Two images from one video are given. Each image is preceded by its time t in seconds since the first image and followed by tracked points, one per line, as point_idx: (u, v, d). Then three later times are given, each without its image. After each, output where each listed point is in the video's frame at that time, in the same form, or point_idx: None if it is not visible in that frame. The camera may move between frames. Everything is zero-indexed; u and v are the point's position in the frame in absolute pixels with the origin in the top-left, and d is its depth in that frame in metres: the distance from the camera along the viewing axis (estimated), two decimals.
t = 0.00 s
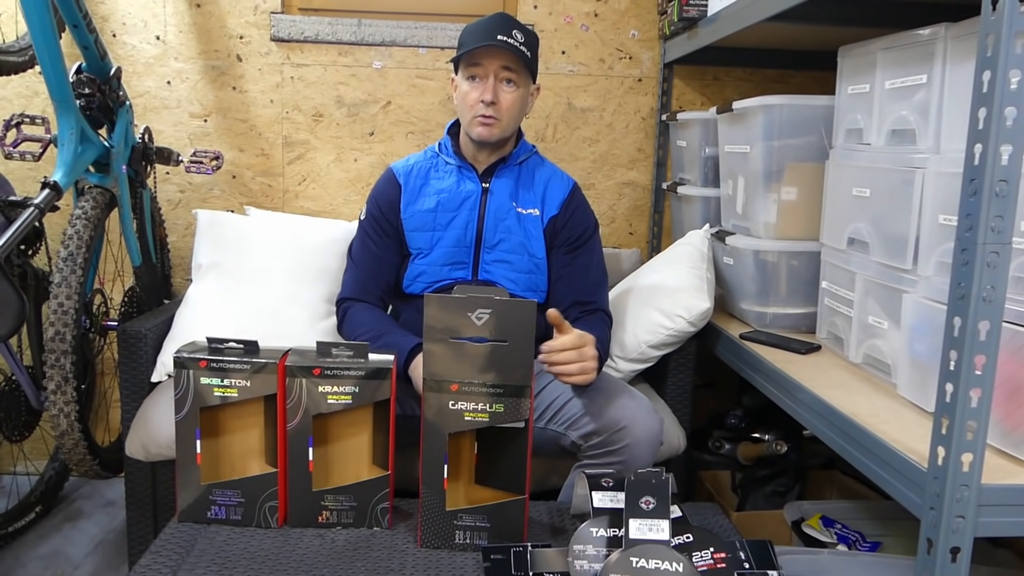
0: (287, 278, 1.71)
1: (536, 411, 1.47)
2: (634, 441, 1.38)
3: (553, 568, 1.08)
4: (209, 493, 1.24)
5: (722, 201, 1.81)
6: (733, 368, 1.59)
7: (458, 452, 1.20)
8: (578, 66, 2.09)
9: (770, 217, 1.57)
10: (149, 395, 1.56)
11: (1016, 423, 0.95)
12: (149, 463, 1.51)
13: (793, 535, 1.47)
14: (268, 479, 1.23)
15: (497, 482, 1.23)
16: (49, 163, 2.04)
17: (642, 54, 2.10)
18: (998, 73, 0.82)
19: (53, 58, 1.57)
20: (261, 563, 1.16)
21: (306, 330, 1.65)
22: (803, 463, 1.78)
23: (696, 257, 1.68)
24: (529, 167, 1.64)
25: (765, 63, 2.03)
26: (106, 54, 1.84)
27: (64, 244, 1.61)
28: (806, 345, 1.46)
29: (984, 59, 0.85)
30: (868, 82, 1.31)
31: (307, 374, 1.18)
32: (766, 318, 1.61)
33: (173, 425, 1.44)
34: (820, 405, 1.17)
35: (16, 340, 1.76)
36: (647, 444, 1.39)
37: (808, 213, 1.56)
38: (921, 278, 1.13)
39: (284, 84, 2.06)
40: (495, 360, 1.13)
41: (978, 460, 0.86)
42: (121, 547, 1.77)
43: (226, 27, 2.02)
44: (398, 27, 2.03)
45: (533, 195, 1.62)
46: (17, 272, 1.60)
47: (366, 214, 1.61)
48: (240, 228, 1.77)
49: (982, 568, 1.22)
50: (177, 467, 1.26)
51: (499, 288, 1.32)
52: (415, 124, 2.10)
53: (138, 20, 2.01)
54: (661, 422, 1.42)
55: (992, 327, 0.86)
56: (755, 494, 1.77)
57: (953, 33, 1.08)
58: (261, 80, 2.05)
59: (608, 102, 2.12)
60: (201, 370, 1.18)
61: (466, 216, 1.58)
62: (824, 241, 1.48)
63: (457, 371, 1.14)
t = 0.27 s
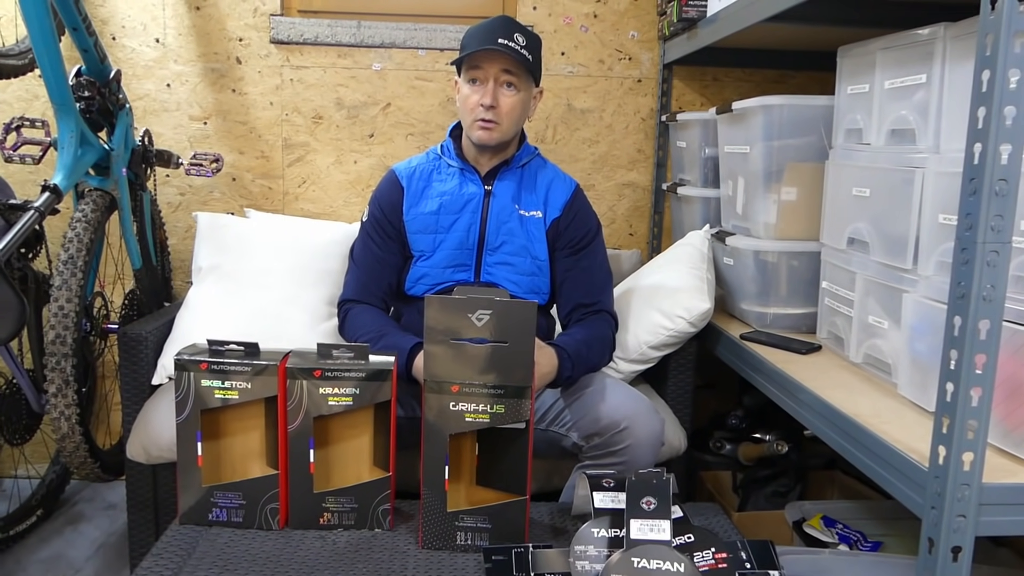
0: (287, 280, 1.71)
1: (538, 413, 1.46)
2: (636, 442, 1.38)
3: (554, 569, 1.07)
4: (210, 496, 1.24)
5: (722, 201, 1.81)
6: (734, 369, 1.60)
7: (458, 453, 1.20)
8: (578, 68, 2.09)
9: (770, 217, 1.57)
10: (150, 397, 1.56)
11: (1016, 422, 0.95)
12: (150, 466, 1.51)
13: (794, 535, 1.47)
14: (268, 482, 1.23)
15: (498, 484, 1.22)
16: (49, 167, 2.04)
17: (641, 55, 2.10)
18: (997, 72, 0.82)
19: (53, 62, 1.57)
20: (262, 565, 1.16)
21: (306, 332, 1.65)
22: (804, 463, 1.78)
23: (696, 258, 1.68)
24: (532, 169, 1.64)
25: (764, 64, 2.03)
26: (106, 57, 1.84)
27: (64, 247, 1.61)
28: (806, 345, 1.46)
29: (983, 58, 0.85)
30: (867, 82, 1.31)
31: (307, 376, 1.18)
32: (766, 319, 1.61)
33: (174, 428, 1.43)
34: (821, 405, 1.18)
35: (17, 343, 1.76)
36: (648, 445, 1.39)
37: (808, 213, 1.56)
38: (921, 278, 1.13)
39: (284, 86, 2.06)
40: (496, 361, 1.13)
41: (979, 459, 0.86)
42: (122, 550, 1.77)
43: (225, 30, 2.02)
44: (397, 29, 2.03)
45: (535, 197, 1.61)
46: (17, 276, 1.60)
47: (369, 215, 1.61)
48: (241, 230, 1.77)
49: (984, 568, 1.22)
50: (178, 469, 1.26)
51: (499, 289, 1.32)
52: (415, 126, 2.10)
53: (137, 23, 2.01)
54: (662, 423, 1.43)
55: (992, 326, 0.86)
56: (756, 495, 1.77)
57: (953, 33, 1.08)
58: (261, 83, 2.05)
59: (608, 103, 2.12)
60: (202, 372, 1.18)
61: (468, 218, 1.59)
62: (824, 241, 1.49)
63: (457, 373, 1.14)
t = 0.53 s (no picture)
0: (289, 282, 1.71)
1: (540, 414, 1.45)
2: (636, 445, 1.38)
3: (554, 571, 1.07)
4: (211, 497, 1.24)
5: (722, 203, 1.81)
6: (734, 371, 1.60)
7: (458, 455, 1.21)
8: (578, 69, 2.09)
9: (772, 220, 1.57)
10: (150, 398, 1.56)
11: (1017, 426, 0.95)
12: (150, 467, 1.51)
13: (795, 537, 1.47)
14: (269, 483, 1.23)
15: (498, 486, 1.23)
16: (50, 168, 2.04)
17: (642, 57, 2.10)
18: (998, 76, 0.82)
19: (54, 63, 1.57)
20: (262, 567, 1.16)
21: (307, 334, 1.65)
22: (805, 466, 1.77)
23: (697, 261, 1.68)
24: (536, 172, 1.64)
25: (765, 66, 2.03)
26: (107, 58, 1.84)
27: (65, 248, 1.61)
28: (807, 347, 1.46)
29: (984, 62, 0.85)
30: (868, 85, 1.31)
31: (308, 377, 1.18)
32: (766, 321, 1.61)
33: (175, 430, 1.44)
34: (822, 408, 1.18)
35: (17, 344, 1.76)
36: (648, 447, 1.39)
37: (810, 215, 1.56)
38: (922, 280, 1.13)
39: (284, 88, 2.06)
40: (496, 364, 1.13)
41: (980, 462, 0.86)
42: (122, 551, 1.77)
43: (226, 31, 2.02)
44: (398, 31, 2.03)
45: (539, 200, 1.61)
46: (18, 277, 1.60)
47: (372, 217, 1.61)
48: (242, 232, 1.77)
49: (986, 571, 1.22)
50: (179, 471, 1.26)
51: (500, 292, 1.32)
52: (416, 127, 2.10)
53: (138, 24, 2.01)
54: (662, 425, 1.43)
55: (993, 329, 0.86)
56: (756, 497, 1.77)
57: (954, 36, 1.08)
58: (261, 84, 2.06)
59: (609, 104, 2.12)
60: (203, 374, 1.19)
61: (473, 221, 1.58)
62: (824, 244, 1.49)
63: (458, 375, 1.14)
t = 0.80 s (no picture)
0: (288, 282, 1.71)
1: (537, 415, 1.43)
2: (634, 446, 1.39)
3: (554, 573, 1.07)
4: (210, 499, 1.24)
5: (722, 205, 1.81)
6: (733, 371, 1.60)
7: (458, 455, 1.21)
8: (578, 71, 2.09)
9: (772, 221, 1.57)
10: (149, 400, 1.56)
11: (1017, 427, 0.95)
12: (149, 469, 1.51)
13: (795, 539, 1.47)
14: (268, 484, 1.23)
15: (497, 487, 1.23)
16: (49, 169, 2.04)
17: (642, 58, 2.10)
18: (998, 77, 0.82)
19: (54, 64, 1.57)
20: (261, 568, 1.16)
21: (307, 335, 1.65)
22: (805, 467, 1.77)
23: (697, 262, 1.68)
24: (534, 173, 1.65)
25: (765, 67, 2.03)
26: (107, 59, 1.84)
27: (65, 249, 1.61)
28: (806, 348, 1.46)
29: (984, 63, 0.84)
30: (868, 86, 1.31)
31: (307, 378, 1.18)
32: (766, 322, 1.61)
33: (174, 431, 1.43)
34: (821, 409, 1.18)
35: (16, 346, 1.76)
36: (646, 449, 1.40)
37: (809, 216, 1.56)
38: (922, 281, 1.13)
39: (284, 89, 2.06)
40: (496, 365, 1.13)
41: (980, 463, 0.86)
42: (121, 553, 1.77)
43: (226, 32, 2.02)
44: (398, 32, 2.03)
45: (538, 200, 1.62)
46: (17, 278, 1.60)
47: (368, 216, 1.61)
48: (241, 232, 1.77)
49: (987, 573, 1.21)
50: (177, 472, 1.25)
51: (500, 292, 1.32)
52: (416, 129, 2.10)
53: (138, 26, 2.01)
54: (659, 426, 1.44)
55: (993, 330, 0.85)
56: (756, 498, 1.76)
57: (953, 37, 1.08)
58: (261, 85, 2.06)
59: (609, 106, 2.12)
60: (202, 375, 1.19)
61: (472, 220, 1.58)
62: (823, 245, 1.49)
63: (457, 376, 1.14)
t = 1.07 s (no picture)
0: (287, 284, 1.71)
1: (538, 415, 1.43)
2: (634, 445, 1.38)
3: (555, 573, 1.07)
4: (210, 501, 1.24)
5: (722, 204, 1.81)
6: (734, 371, 1.60)
7: (458, 457, 1.20)
8: (577, 71, 2.09)
9: (771, 220, 1.57)
10: (149, 403, 1.56)
11: (1018, 424, 0.94)
12: (149, 472, 1.51)
13: (796, 537, 1.47)
14: (268, 487, 1.22)
15: (498, 487, 1.23)
16: (48, 172, 2.04)
17: (641, 58, 2.10)
18: (996, 74, 0.82)
19: (51, 68, 1.57)
20: (262, 571, 1.16)
21: (306, 336, 1.65)
22: (806, 466, 1.77)
23: (695, 261, 1.68)
24: (530, 171, 1.65)
25: (764, 66, 2.03)
26: (105, 62, 1.84)
27: (64, 253, 1.61)
28: (806, 347, 1.46)
29: (982, 60, 0.84)
30: (866, 84, 1.31)
31: (307, 380, 1.18)
32: (766, 321, 1.61)
33: (173, 433, 1.43)
34: (822, 407, 1.17)
35: (16, 349, 1.75)
36: (646, 448, 1.39)
37: (809, 215, 1.56)
38: (922, 279, 1.13)
39: (283, 91, 2.06)
40: (496, 365, 1.13)
41: (981, 461, 0.86)
42: (122, 556, 1.77)
43: (224, 34, 2.02)
44: (396, 33, 2.03)
45: (535, 197, 1.62)
46: (16, 281, 1.59)
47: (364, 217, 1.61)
48: (239, 234, 1.77)
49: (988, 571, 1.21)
50: (178, 475, 1.25)
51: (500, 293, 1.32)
52: (415, 130, 2.10)
53: (136, 28, 2.01)
54: (660, 425, 1.43)
55: (993, 327, 0.85)
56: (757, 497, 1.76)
57: (951, 34, 1.08)
58: (260, 87, 2.05)
59: (607, 105, 2.12)
60: (202, 377, 1.18)
61: (468, 219, 1.58)
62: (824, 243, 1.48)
63: (458, 377, 1.14)
